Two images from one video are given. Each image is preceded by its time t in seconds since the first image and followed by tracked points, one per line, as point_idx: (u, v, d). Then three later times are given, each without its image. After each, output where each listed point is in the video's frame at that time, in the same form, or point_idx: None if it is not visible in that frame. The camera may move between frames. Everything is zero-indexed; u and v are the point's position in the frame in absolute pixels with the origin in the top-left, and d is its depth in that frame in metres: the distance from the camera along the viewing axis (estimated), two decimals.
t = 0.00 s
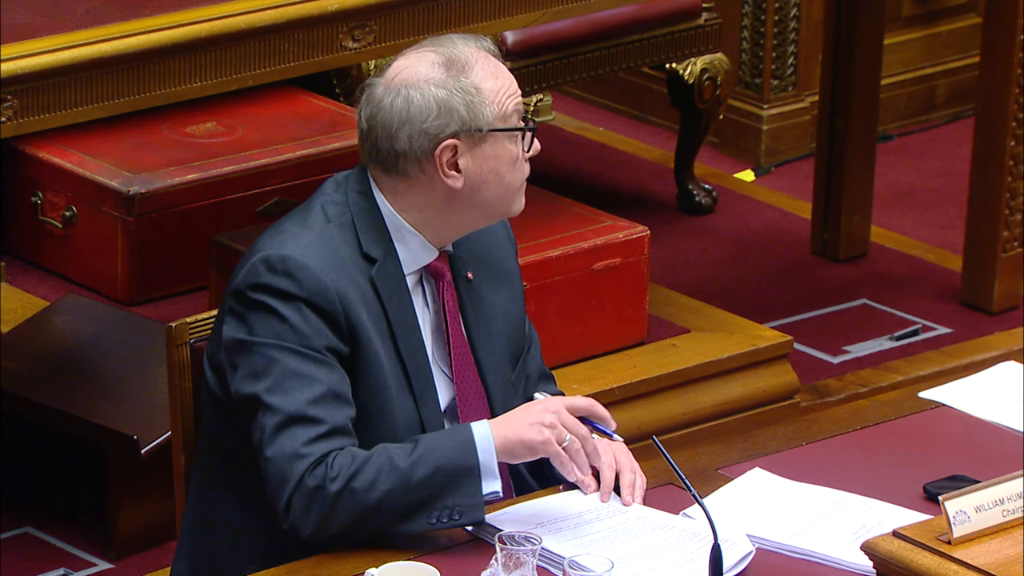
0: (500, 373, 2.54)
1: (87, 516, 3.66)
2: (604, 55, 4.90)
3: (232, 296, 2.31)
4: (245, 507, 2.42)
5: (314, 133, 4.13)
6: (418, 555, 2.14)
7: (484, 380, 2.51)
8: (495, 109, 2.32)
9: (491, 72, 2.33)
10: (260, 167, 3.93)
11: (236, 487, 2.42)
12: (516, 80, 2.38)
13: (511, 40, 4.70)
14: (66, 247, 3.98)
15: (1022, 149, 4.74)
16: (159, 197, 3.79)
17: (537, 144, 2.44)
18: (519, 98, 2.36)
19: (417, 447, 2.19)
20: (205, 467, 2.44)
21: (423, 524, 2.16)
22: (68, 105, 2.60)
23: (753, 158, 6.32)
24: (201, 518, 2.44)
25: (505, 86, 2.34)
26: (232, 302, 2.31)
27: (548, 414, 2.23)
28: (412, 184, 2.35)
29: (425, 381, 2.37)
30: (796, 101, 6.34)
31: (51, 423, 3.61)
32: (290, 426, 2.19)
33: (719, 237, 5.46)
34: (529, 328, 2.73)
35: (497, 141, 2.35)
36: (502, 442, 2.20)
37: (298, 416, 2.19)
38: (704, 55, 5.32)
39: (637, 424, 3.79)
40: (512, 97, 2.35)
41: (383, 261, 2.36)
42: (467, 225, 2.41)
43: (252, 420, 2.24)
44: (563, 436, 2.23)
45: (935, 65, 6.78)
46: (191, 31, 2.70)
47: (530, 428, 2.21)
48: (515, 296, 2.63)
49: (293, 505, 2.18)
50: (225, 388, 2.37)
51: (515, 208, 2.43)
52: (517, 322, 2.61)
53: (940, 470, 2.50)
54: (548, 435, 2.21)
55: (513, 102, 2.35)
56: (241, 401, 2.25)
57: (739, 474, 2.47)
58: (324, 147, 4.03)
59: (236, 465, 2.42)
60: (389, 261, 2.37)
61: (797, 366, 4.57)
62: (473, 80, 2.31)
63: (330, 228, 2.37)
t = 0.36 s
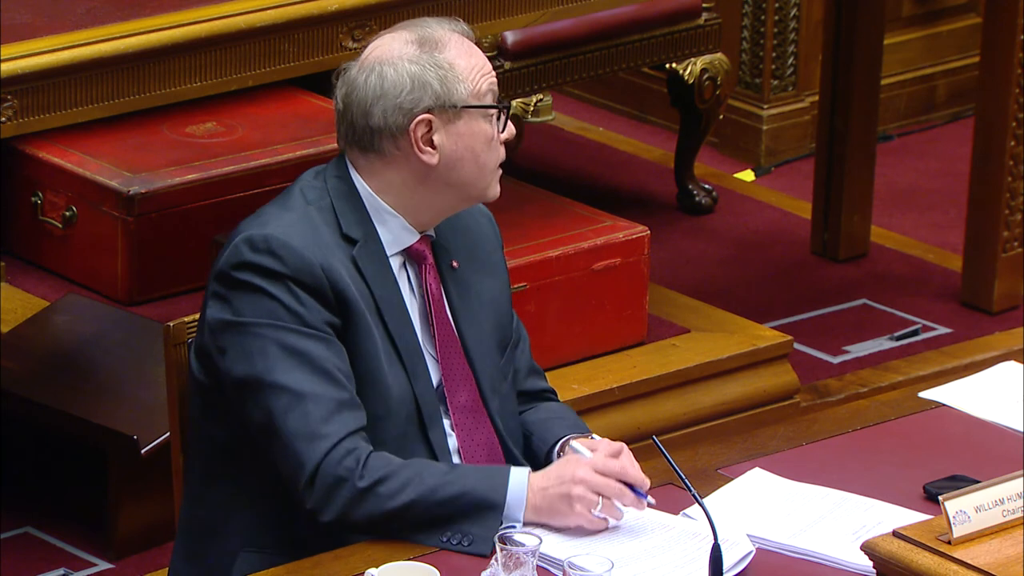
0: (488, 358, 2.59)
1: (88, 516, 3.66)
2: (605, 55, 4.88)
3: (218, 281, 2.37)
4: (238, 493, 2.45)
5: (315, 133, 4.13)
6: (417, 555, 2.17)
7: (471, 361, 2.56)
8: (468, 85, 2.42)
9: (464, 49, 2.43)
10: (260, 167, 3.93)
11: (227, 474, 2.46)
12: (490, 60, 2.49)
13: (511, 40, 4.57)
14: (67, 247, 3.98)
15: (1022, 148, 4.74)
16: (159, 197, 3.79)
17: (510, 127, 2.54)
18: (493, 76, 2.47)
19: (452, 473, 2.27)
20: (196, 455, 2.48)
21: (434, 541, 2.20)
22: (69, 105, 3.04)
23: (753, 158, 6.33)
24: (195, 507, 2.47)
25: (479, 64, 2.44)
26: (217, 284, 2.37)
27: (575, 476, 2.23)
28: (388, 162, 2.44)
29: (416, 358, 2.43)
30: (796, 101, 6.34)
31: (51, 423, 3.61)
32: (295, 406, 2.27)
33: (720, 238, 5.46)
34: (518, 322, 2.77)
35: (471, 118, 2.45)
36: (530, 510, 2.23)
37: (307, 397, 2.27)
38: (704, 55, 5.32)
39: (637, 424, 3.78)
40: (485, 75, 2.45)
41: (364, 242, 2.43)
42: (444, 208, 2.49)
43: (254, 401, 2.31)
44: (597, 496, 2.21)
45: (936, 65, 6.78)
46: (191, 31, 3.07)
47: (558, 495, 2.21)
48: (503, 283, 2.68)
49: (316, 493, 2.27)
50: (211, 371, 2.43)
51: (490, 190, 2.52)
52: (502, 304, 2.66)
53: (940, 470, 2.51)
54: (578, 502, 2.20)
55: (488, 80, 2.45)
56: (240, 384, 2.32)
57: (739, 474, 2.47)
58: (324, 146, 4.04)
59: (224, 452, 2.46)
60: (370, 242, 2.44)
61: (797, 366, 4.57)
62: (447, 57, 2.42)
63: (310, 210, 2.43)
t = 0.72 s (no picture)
0: (489, 359, 2.59)
1: (87, 516, 3.66)
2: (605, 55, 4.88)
3: (219, 290, 2.37)
4: (239, 497, 2.45)
5: (315, 133, 4.13)
6: (418, 555, 2.17)
7: (473, 363, 2.56)
8: (460, 92, 2.43)
9: (458, 54, 2.43)
10: (259, 167, 3.93)
11: (227, 478, 2.46)
12: (487, 64, 2.48)
13: (511, 39, 4.59)
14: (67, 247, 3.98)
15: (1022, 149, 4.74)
16: (159, 197, 3.79)
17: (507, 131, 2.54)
18: (489, 81, 2.47)
19: (450, 474, 2.29)
20: (197, 461, 2.48)
21: (434, 541, 2.20)
22: (69, 105, 3.06)
23: (753, 158, 6.33)
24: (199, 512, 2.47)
25: (473, 71, 2.44)
26: (215, 291, 2.37)
27: (571, 479, 2.22)
28: (381, 168, 2.44)
29: (416, 361, 2.43)
30: (796, 101, 6.34)
31: (52, 423, 3.61)
32: (293, 414, 2.28)
33: (720, 238, 5.46)
34: (519, 322, 2.77)
35: (464, 125, 2.45)
36: (529, 513, 2.23)
37: (305, 406, 2.27)
38: (704, 55, 5.31)
39: (638, 424, 3.78)
40: (480, 81, 2.45)
41: (362, 246, 2.43)
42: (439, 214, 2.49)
43: (253, 410, 2.31)
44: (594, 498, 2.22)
45: (936, 65, 6.78)
46: (190, 30, 3.07)
47: (555, 498, 2.22)
48: (503, 284, 2.68)
49: (315, 500, 2.28)
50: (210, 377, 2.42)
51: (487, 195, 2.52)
52: (502, 305, 2.66)
53: (940, 471, 2.50)
54: (575, 506, 2.20)
55: (482, 87, 2.45)
56: (239, 392, 2.32)
57: (739, 474, 2.47)
58: (324, 146, 4.03)
59: (223, 456, 2.45)
60: (368, 245, 2.43)
61: (797, 366, 4.57)
62: (439, 63, 2.42)
63: (308, 214, 2.43)
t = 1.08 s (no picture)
0: (488, 359, 2.59)
1: (87, 516, 3.66)
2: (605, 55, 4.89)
3: (216, 295, 2.37)
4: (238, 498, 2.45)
5: (314, 133, 4.13)
6: (418, 555, 2.17)
7: (472, 364, 2.57)
8: (453, 96, 2.43)
9: (449, 59, 2.43)
10: (259, 168, 3.93)
11: (225, 480, 2.45)
12: (480, 67, 2.48)
13: (511, 39, 4.60)
14: (67, 247, 3.98)
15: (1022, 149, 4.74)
16: (159, 197, 3.79)
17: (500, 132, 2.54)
18: (482, 84, 2.46)
19: (447, 474, 2.29)
20: (196, 464, 2.48)
21: (434, 540, 2.20)
22: (69, 104, 3.06)
23: (753, 158, 6.33)
24: (197, 514, 2.48)
25: (465, 75, 2.44)
26: (213, 295, 2.37)
27: (569, 479, 2.23)
28: (376, 174, 2.44)
29: (414, 362, 2.43)
30: (796, 101, 6.34)
31: (52, 423, 3.61)
32: (291, 418, 2.28)
33: (719, 238, 5.46)
34: (518, 322, 2.77)
35: (458, 129, 2.45)
36: (528, 512, 2.23)
37: (304, 410, 2.28)
38: (704, 55, 5.31)
39: (638, 424, 3.78)
40: (473, 85, 2.44)
41: (357, 248, 2.43)
42: (434, 218, 2.49)
43: (252, 414, 2.31)
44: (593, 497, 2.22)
45: (936, 65, 6.78)
46: (190, 31, 3.06)
47: (554, 498, 2.22)
48: (501, 284, 2.68)
49: (314, 504, 2.28)
50: (208, 382, 2.42)
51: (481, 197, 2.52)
52: (501, 306, 2.66)
53: (940, 471, 2.50)
54: (574, 506, 2.20)
55: (475, 91, 2.45)
56: (237, 397, 2.32)
57: (739, 474, 2.47)
58: (324, 146, 4.03)
59: (220, 458, 2.45)
60: (363, 248, 2.44)
61: (797, 366, 4.57)
62: (431, 69, 2.41)
63: (304, 217, 2.43)
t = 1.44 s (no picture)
0: (489, 360, 2.59)
1: (87, 516, 3.66)
2: (605, 55, 4.89)
3: (216, 295, 2.37)
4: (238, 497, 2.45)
5: (314, 133, 4.13)
6: (418, 555, 2.17)
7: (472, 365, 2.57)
8: (447, 111, 2.39)
9: (456, 74, 2.40)
10: (259, 168, 3.93)
11: (225, 480, 2.45)
12: (493, 92, 2.43)
13: (511, 39, 4.60)
14: (67, 247, 3.98)
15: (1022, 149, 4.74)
16: (159, 197, 3.79)
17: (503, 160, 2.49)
18: (487, 109, 2.42)
19: (447, 474, 2.29)
20: (196, 464, 2.48)
21: (434, 540, 2.21)
22: (69, 105, 3.02)
23: (753, 158, 6.33)
24: (196, 513, 2.47)
25: (468, 94, 2.40)
26: (213, 295, 2.38)
27: (566, 475, 2.22)
28: (364, 167, 2.44)
29: (415, 363, 2.43)
30: (796, 101, 6.34)
31: (51, 422, 3.62)
32: (291, 419, 2.28)
33: (720, 238, 5.46)
34: (518, 323, 2.77)
35: (448, 144, 2.41)
36: (529, 512, 2.23)
37: (304, 409, 2.28)
38: (704, 55, 5.31)
39: (638, 424, 3.78)
40: (473, 107, 2.40)
41: (357, 249, 2.43)
42: (414, 225, 2.47)
43: (251, 414, 2.31)
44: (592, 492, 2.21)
45: (936, 65, 6.78)
46: (190, 31, 3.05)
47: (551, 496, 2.22)
48: (501, 285, 2.69)
49: (314, 504, 2.27)
50: (208, 382, 2.42)
51: (467, 219, 2.48)
52: (501, 307, 2.66)
53: (940, 471, 2.50)
54: (572, 502, 2.20)
55: (475, 113, 2.40)
56: (237, 398, 2.32)
57: (739, 474, 2.47)
58: (324, 146, 4.04)
59: (218, 457, 2.45)
60: (363, 249, 2.43)
61: (797, 367, 4.57)
62: (434, 77, 2.39)
63: (304, 218, 2.43)
